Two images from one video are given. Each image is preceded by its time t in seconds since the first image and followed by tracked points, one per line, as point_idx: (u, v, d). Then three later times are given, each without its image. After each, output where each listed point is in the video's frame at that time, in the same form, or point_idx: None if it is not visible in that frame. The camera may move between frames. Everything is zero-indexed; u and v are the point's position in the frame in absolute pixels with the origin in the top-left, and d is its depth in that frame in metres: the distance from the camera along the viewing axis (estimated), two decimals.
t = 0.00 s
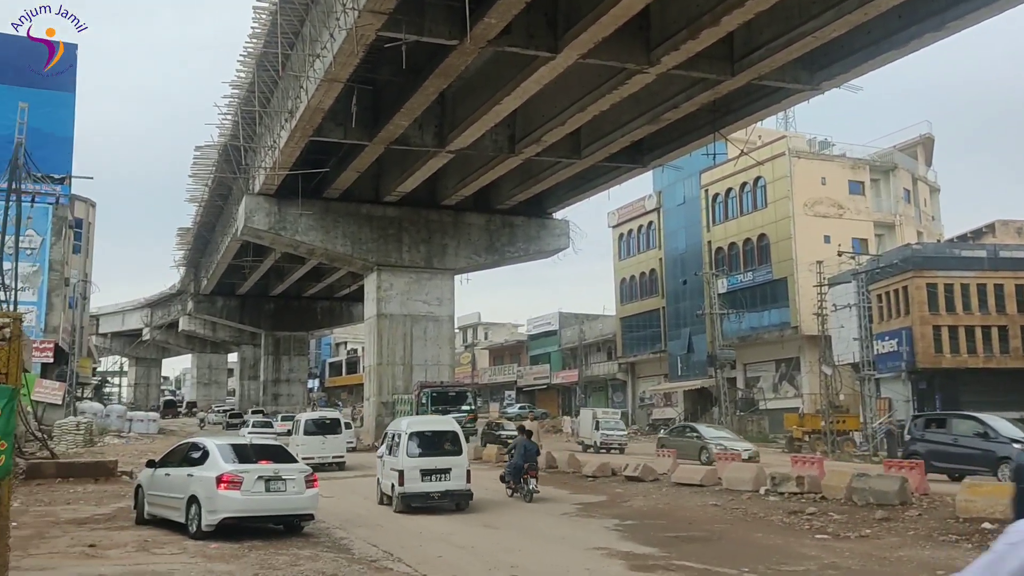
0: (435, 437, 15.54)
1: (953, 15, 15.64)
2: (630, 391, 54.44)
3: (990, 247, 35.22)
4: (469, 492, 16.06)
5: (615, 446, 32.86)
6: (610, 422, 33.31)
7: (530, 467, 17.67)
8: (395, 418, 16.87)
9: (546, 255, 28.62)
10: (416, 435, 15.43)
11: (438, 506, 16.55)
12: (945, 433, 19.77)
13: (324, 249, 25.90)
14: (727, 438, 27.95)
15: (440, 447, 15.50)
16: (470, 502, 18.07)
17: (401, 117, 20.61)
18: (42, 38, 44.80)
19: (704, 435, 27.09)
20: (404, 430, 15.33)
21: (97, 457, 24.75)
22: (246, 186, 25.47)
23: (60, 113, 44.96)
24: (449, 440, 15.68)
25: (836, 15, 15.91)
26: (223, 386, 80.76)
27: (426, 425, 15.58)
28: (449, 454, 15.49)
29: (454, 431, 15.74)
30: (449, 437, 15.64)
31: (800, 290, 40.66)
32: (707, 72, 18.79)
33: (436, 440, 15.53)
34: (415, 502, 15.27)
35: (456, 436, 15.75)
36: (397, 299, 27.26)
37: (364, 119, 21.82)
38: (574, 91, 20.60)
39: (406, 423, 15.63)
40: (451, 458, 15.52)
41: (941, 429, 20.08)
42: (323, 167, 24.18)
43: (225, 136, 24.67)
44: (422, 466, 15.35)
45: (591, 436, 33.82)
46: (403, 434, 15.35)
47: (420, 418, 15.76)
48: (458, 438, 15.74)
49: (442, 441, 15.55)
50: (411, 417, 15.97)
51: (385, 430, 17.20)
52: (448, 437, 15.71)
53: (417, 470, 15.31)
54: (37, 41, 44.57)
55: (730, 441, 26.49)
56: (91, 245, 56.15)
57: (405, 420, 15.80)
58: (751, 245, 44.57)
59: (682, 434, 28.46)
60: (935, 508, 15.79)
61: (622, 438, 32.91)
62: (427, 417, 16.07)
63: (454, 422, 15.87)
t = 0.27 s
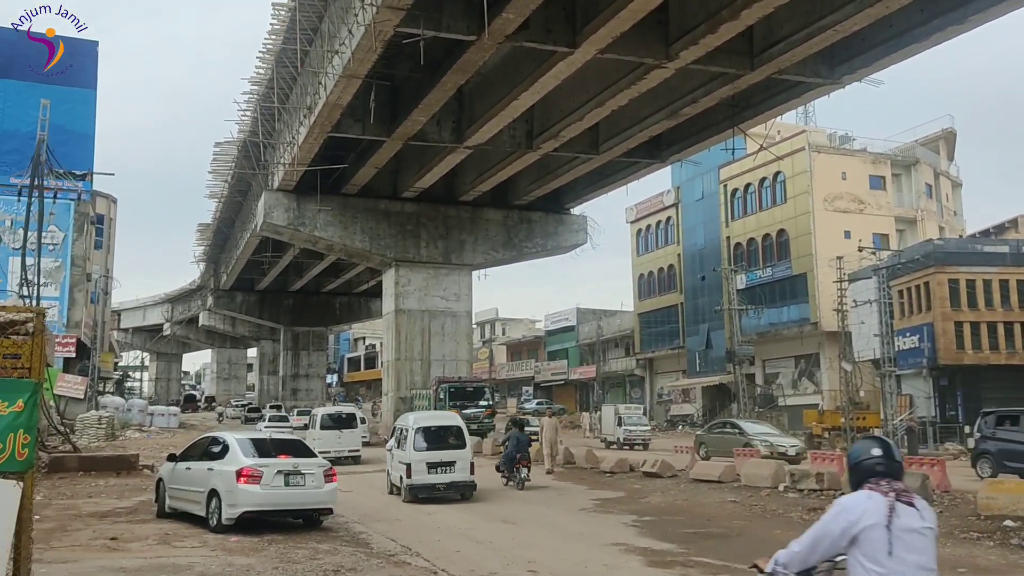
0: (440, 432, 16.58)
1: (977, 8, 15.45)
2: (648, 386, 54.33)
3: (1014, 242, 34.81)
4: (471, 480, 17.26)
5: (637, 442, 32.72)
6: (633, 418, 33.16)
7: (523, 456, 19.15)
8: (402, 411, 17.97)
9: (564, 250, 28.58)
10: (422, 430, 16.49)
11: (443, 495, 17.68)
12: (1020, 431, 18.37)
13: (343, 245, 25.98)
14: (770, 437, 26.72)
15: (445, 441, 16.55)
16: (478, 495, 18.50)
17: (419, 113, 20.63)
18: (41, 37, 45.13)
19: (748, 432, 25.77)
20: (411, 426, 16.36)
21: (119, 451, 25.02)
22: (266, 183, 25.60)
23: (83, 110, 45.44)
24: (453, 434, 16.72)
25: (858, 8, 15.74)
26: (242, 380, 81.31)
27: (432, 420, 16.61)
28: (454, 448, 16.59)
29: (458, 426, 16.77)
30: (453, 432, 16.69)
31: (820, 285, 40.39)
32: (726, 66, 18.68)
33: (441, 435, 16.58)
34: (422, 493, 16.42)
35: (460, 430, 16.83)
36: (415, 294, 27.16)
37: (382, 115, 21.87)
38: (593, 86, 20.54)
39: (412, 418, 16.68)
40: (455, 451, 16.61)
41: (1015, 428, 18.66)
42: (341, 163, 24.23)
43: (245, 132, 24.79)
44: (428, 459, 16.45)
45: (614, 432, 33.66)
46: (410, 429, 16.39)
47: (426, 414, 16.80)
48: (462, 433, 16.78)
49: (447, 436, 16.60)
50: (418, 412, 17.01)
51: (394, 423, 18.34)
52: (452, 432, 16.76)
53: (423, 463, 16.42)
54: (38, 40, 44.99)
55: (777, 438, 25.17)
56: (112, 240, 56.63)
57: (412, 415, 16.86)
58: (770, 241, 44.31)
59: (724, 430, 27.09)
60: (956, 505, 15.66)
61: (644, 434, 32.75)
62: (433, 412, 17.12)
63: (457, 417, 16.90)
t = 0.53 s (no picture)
0: (440, 426, 17.75)
1: (992, 4, 15.35)
2: (660, 383, 54.27)
3: None
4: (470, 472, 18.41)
5: (656, 440, 32.39)
6: (650, 415, 32.86)
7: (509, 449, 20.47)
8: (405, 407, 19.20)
9: (575, 247, 28.57)
10: (423, 425, 17.66)
11: (443, 485, 18.85)
12: None
13: (355, 241, 26.05)
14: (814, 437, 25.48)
15: (445, 435, 17.73)
16: (482, 489, 18.88)
17: (431, 110, 20.67)
18: (40, 37, 45.24)
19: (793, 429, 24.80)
20: (413, 421, 17.54)
21: (133, 445, 25.21)
22: (278, 179, 25.69)
23: (98, 107, 45.60)
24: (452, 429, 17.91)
25: (872, 4, 15.65)
26: (255, 376, 81.67)
27: (433, 415, 17.77)
28: (453, 441, 17.77)
29: (457, 421, 17.94)
30: (452, 426, 17.86)
31: (833, 283, 40.23)
32: (739, 63, 18.62)
33: (441, 429, 17.73)
34: (423, 483, 17.63)
35: (459, 425, 17.99)
36: (427, 291, 27.25)
37: (394, 112, 21.92)
38: (605, 83, 20.51)
39: (414, 413, 17.87)
40: (454, 445, 17.80)
41: None
42: (353, 160, 24.30)
43: (258, 129, 24.87)
44: (428, 451, 17.65)
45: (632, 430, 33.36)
46: (411, 424, 17.57)
47: (426, 410, 17.99)
48: (461, 427, 17.96)
49: (446, 430, 17.77)
50: (420, 408, 18.21)
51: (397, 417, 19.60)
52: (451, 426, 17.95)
53: (424, 455, 17.63)
54: (39, 40, 45.14)
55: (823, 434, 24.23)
56: (126, 237, 56.95)
57: (413, 411, 18.07)
58: (782, 238, 44.15)
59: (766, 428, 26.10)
60: (969, 504, 15.59)
61: (663, 433, 32.43)
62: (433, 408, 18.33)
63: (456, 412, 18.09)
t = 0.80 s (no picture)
0: (436, 423, 18.63)
1: (998, 2, 15.30)
2: (664, 382, 54.25)
3: None
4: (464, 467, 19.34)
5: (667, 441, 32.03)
6: (662, 415, 32.52)
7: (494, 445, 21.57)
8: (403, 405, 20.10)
9: (579, 245, 28.55)
10: (419, 422, 18.56)
11: (440, 479, 19.75)
12: None
13: (360, 239, 26.07)
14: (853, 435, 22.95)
15: (440, 431, 18.63)
16: (490, 487, 18.70)
17: (436, 108, 20.68)
18: (40, 37, 45.23)
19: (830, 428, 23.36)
20: (409, 419, 18.43)
21: (137, 443, 25.25)
22: (283, 177, 25.71)
23: (103, 104, 45.48)
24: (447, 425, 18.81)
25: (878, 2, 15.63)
26: (260, 374, 81.71)
27: (429, 413, 18.66)
28: (448, 437, 18.67)
29: (451, 417, 18.82)
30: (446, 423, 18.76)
31: (837, 282, 40.17)
32: (744, 61, 18.61)
33: (436, 426, 18.64)
34: (420, 477, 18.57)
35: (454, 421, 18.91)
36: (431, 289, 27.24)
37: (399, 110, 21.93)
38: (609, 81, 20.49)
39: (410, 411, 18.77)
40: (449, 441, 18.69)
41: None
42: (357, 158, 24.32)
43: (263, 127, 24.88)
44: (424, 447, 18.56)
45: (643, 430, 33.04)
46: (408, 421, 18.46)
47: (422, 407, 18.89)
48: (455, 424, 18.84)
49: (441, 427, 18.66)
50: (416, 405, 19.10)
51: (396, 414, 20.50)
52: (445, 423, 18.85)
53: (420, 451, 18.55)
54: (37, 40, 45.12)
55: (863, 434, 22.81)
56: (132, 234, 57.01)
57: (409, 408, 18.97)
58: (787, 236, 44.11)
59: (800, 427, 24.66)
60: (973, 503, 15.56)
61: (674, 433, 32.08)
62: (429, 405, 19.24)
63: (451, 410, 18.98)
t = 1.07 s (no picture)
0: (430, 422, 19.44)
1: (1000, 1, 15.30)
2: (665, 381, 54.24)
3: None
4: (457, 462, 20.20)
5: (676, 440, 31.60)
6: (671, 415, 32.13)
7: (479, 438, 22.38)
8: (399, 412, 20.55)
9: (581, 245, 28.55)
10: (414, 420, 19.38)
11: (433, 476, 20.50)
12: None
13: (361, 238, 26.06)
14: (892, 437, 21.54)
15: (434, 429, 19.46)
16: (492, 487, 18.70)
17: (437, 107, 20.69)
18: (41, 37, 45.18)
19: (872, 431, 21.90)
20: (404, 417, 19.20)
21: (138, 441, 25.27)
22: (285, 176, 25.71)
23: (104, 104, 45.51)
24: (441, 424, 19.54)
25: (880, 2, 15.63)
26: (261, 373, 81.71)
27: (423, 411, 19.43)
28: (441, 435, 19.51)
29: (445, 416, 19.62)
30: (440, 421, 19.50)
31: (839, 281, 40.15)
32: (746, 60, 18.61)
33: (431, 425, 19.46)
34: (413, 472, 19.42)
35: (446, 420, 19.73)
36: (433, 288, 27.21)
37: (400, 109, 21.93)
38: (611, 80, 20.49)
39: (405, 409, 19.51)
40: (442, 438, 19.53)
41: None
42: (359, 157, 24.31)
43: (265, 125, 24.87)
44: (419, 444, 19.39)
45: (650, 429, 32.65)
46: (402, 418, 19.26)
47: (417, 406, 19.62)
48: (448, 422, 19.66)
49: (435, 425, 19.49)
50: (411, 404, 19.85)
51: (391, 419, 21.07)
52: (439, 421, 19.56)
53: (414, 447, 19.41)
54: (37, 40, 45.13)
55: (908, 437, 21.33)
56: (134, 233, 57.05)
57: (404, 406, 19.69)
58: (788, 236, 44.10)
59: (836, 428, 23.21)
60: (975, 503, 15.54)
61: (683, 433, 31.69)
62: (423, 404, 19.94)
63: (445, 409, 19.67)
